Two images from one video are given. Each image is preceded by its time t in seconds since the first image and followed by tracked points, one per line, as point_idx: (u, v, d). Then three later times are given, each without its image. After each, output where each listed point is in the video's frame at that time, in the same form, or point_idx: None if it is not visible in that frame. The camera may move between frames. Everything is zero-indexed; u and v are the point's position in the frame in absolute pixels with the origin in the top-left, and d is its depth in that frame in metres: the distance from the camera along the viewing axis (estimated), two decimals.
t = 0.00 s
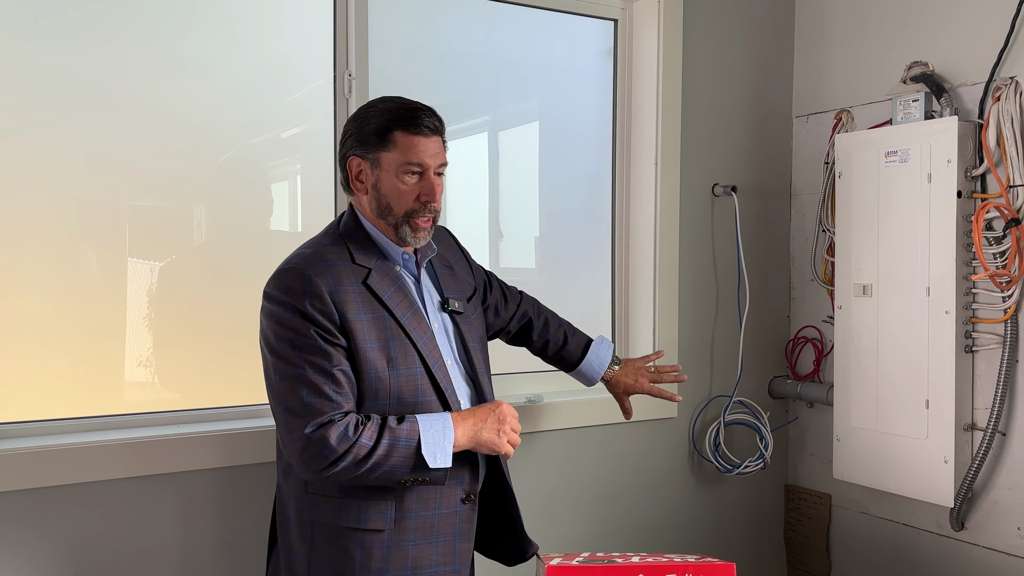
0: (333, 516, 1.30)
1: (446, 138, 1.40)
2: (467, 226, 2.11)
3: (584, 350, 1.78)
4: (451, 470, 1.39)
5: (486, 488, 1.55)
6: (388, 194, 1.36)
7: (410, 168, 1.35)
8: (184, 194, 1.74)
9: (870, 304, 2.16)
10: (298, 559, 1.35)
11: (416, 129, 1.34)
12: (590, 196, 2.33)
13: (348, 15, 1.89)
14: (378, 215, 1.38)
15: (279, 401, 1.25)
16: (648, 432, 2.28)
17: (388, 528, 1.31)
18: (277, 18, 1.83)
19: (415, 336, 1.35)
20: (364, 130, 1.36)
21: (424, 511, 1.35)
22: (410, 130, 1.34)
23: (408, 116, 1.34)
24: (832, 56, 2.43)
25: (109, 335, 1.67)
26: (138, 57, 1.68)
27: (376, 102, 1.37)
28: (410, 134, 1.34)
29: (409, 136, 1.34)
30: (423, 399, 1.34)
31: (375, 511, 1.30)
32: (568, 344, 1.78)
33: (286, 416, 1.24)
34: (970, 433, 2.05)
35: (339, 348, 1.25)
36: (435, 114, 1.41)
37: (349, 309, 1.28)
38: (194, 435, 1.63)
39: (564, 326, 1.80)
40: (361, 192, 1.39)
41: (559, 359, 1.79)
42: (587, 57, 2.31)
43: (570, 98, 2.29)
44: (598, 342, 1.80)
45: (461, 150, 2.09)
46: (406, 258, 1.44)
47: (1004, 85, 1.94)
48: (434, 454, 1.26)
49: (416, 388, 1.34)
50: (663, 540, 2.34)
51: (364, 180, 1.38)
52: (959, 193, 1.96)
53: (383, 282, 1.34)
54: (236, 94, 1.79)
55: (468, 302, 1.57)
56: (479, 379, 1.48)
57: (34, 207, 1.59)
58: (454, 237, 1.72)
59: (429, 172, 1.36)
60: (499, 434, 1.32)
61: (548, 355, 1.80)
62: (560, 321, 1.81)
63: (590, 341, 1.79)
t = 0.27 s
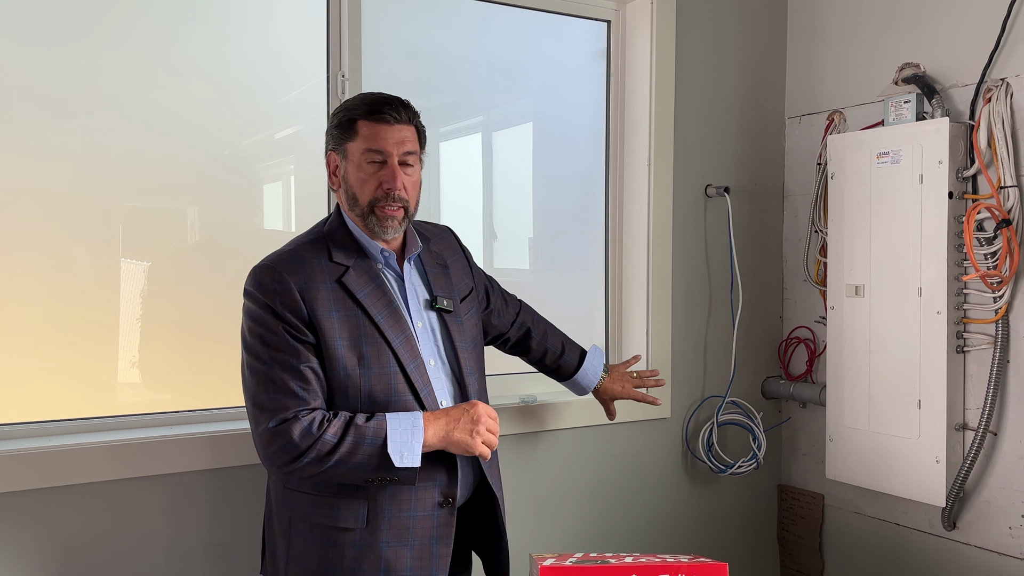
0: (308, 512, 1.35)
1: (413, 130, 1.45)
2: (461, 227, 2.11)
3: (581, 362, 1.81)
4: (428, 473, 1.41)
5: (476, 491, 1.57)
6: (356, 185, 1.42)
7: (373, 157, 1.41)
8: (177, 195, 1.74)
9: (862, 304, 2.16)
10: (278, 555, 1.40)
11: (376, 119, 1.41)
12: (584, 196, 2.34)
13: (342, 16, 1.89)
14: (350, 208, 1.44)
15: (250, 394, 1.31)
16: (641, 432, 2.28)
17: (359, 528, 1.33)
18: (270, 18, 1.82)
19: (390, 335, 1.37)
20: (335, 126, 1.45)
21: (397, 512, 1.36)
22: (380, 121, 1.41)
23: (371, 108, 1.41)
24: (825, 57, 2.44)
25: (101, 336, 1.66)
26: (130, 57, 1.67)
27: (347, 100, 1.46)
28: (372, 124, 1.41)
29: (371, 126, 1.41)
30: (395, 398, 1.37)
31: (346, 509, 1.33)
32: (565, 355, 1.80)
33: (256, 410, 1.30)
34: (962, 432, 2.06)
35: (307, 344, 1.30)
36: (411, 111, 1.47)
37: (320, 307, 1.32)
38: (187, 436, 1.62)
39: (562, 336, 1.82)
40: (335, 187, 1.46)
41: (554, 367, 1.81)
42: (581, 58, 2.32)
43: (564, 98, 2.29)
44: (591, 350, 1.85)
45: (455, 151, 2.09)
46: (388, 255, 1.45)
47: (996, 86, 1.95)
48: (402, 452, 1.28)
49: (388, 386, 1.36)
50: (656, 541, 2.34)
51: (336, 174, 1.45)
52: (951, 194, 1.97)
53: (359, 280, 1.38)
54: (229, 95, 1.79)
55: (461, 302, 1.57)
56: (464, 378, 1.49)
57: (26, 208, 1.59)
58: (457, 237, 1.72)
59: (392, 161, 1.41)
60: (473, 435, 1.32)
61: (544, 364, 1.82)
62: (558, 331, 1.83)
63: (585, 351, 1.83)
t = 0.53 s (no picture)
0: (291, 517, 1.37)
1: (393, 134, 1.44)
2: (455, 228, 2.11)
3: (571, 355, 1.80)
4: (408, 477, 1.40)
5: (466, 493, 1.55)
6: (339, 191, 1.41)
7: (356, 163, 1.40)
8: (169, 196, 1.73)
9: (855, 304, 2.17)
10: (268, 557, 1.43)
11: (356, 124, 1.40)
12: (578, 197, 2.34)
13: (335, 17, 1.89)
14: (333, 215, 1.43)
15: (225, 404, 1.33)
16: (634, 432, 2.29)
17: (339, 533, 1.34)
18: (263, 19, 1.82)
19: (365, 340, 1.37)
20: (313, 132, 1.43)
21: (377, 517, 1.36)
22: (362, 126, 1.40)
23: (350, 112, 1.40)
24: (817, 59, 2.45)
25: (93, 337, 1.66)
26: (122, 58, 1.67)
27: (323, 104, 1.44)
28: (353, 129, 1.40)
29: (353, 132, 1.40)
30: (371, 404, 1.37)
31: (326, 515, 1.34)
32: (557, 347, 1.79)
33: (231, 419, 1.32)
34: (953, 432, 2.06)
35: (278, 353, 1.31)
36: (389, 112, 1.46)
37: (291, 315, 1.33)
38: (179, 438, 1.62)
39: (551, 331, 1.81)
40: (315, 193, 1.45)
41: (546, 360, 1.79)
42: (574, 59, 2.32)
43: (557, 100, 2.29)
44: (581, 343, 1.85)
45: (449, 153, 2.09)
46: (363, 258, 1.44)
47: (987, 88, 1.97)
48: (376, 460, 1.28)
49: (364, 392, 1.36)
50: (650, 541, 2.35)
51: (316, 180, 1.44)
52: (942, 195, 1.97)
53: (333, 285, 1.37)
54: (222, 95, 1.78)
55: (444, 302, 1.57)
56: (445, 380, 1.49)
57: (17, 208, 1.58)
58: (445, 235, 1.73)
59: (376, 166, 1.41)
60: (448, 441, 1.31)
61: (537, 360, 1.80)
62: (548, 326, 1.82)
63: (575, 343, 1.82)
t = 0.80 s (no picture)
0: (298, 523, 1.34)
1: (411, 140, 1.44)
2: (448, 229, 2.11)
3: (563, 333, 1.78)
4: (417, 473, 1.40)
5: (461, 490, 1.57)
6: (366, 199, 1.37)
7: (388, 173, 1.38)
8: (161, 197, 1.73)
9: (848, 305, 2.18)
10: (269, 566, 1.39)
11: (391, 133, 1.37)
12: (572, 198, 2.34)
13: (329, 18, 1.88)
14: (353, 221, 1.39)
15: (231, 409, 1.30)
16: (628, 433, 2.29)
17: (352, 535, 1.33)
18: (257, 20, 1.82)
19: (369, 338, 1.37)
20: (336, 134, 1.35)
21: (388, 516, 1.36)
22: (394, 134, 1.37)
23: (383, 119, 1.36)
24: (810, 60, 2.46)
25: (84, 339, 1.65)
26: (114, 59, 1.67)
27: (343, 104, 1.37)
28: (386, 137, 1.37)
29: (386, 140, 1.37)
30: (379, 401, 1.37)
31: (337, 518, 1.33)
32: (547, 326, 1.77)
33: (238, 425, 1.29)
34: (945, 432, 2.08)
35: (286, 354, 1.29)
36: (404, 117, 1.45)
37: (296, 315, 1.31)
38: (171, 440, 1.61)
39: (539, 313, 1.79)
40: (330, 197, 1.39)
41: (540, 344, 1.77)
42: (568, 60, 2.32)
43: (551, 101, 2.29)
44: (575, 321, 1.81)
45: (443, 154, 2.09)
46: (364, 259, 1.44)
47: (978, 90, 1.98)
48: (390, 455, 1.28)
49: (371, 390, 1.36)
50: (643, 542, 2.35)
51: (335, 184, 1.38)
52: (934, 196, 1.99)
53: (334, 284, 1.37)
54: (214, 96, 1.78)
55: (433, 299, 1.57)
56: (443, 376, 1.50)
57: (7, 209, 1.58)
58: (420, 234, 1.73)
59: (404, 175, 1.40)
60: (459, 435, 1.31)
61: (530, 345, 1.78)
62: (535, 309, 1.80)
63: (566, 321, 1.79)
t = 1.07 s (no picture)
0: (314, 528, 1.29)
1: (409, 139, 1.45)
2: (441, 230, 2.11)
3: (547, 313, 1.74)
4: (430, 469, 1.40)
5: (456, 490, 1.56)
6: (380, 199, 1.37)
7: (399, 172, 1.38)
8: (152, 198, 1.72)
9: (841, 306, 2.18)
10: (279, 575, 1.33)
11: (401, 133, 1.37)
12: (565, 199, 2.35)
13: (321, 19, 1.88)
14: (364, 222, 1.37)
15: (249, 416, 1.23)
16: (622, 434, 2.29)
17: (372, 535, 1.31)
18: (248, 20, 1.82)
19: (383, 337, 1.35)
20: (349, 135, 1.33)
21: (407, 513, 1.35)
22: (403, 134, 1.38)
23: (392, 120, 1.36)
24: (802, 62, 2.46)
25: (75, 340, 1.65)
26: (105, 60, 1.66)
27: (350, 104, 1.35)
28: (396, 137, 1.37)
29: (396, 140, 1.37)
30: (395, 400, 1.34)
31: (358, 518, 1.30)
32: (530, 308, 1.74)
33: (258, 431, 1.22)
34: (937, 433, 2.08)
35: (308, 355, 1.24)
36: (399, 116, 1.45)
37: (314, 315, 1.27)
38: (162, 442, 1.61)
39: (522, 297, 1.77)
40: (340, 198, 1.36)
41: (527, 328, 1.74)
42: (561, 62, 2.33)
43: (544, 102, 2.30)
44: (556, 299, 1.76)
45: (436, 155, 2.09)
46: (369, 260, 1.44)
47: (969, 91, 1.99)
48: (415, 450, 1.25)
49: (389, 389, 1.34)
50: (636, 543, 2.35)
51: (345, 185, 1.36)
52: (925, 197, 1.99)
53: (344, 285, 1.34)
54: (206, 96, 1.78)
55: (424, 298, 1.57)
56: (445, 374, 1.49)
57: None
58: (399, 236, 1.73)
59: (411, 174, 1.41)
60: (478, 430, 1.31)
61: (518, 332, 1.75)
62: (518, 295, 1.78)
63: (549, 300, 1.75)
